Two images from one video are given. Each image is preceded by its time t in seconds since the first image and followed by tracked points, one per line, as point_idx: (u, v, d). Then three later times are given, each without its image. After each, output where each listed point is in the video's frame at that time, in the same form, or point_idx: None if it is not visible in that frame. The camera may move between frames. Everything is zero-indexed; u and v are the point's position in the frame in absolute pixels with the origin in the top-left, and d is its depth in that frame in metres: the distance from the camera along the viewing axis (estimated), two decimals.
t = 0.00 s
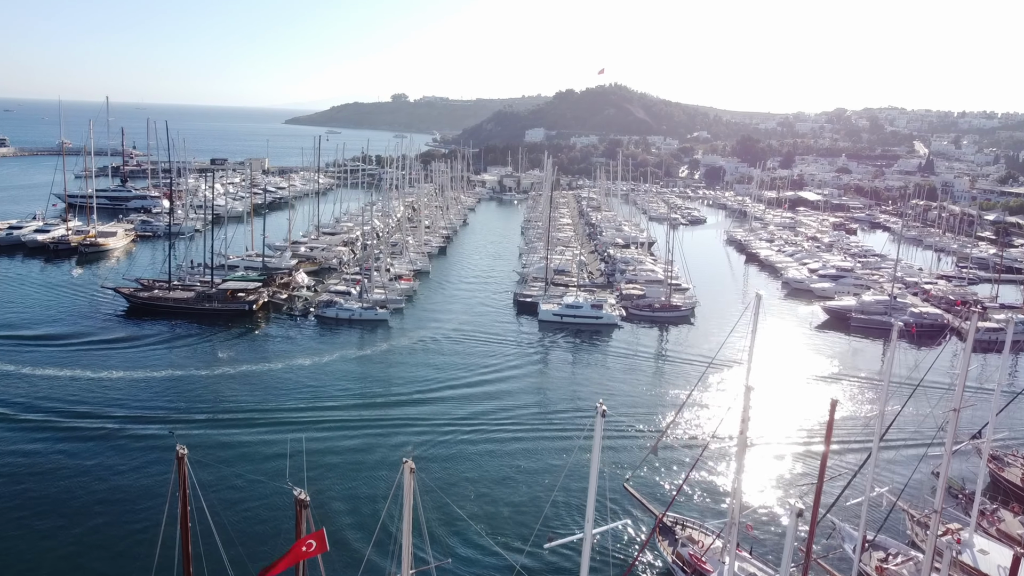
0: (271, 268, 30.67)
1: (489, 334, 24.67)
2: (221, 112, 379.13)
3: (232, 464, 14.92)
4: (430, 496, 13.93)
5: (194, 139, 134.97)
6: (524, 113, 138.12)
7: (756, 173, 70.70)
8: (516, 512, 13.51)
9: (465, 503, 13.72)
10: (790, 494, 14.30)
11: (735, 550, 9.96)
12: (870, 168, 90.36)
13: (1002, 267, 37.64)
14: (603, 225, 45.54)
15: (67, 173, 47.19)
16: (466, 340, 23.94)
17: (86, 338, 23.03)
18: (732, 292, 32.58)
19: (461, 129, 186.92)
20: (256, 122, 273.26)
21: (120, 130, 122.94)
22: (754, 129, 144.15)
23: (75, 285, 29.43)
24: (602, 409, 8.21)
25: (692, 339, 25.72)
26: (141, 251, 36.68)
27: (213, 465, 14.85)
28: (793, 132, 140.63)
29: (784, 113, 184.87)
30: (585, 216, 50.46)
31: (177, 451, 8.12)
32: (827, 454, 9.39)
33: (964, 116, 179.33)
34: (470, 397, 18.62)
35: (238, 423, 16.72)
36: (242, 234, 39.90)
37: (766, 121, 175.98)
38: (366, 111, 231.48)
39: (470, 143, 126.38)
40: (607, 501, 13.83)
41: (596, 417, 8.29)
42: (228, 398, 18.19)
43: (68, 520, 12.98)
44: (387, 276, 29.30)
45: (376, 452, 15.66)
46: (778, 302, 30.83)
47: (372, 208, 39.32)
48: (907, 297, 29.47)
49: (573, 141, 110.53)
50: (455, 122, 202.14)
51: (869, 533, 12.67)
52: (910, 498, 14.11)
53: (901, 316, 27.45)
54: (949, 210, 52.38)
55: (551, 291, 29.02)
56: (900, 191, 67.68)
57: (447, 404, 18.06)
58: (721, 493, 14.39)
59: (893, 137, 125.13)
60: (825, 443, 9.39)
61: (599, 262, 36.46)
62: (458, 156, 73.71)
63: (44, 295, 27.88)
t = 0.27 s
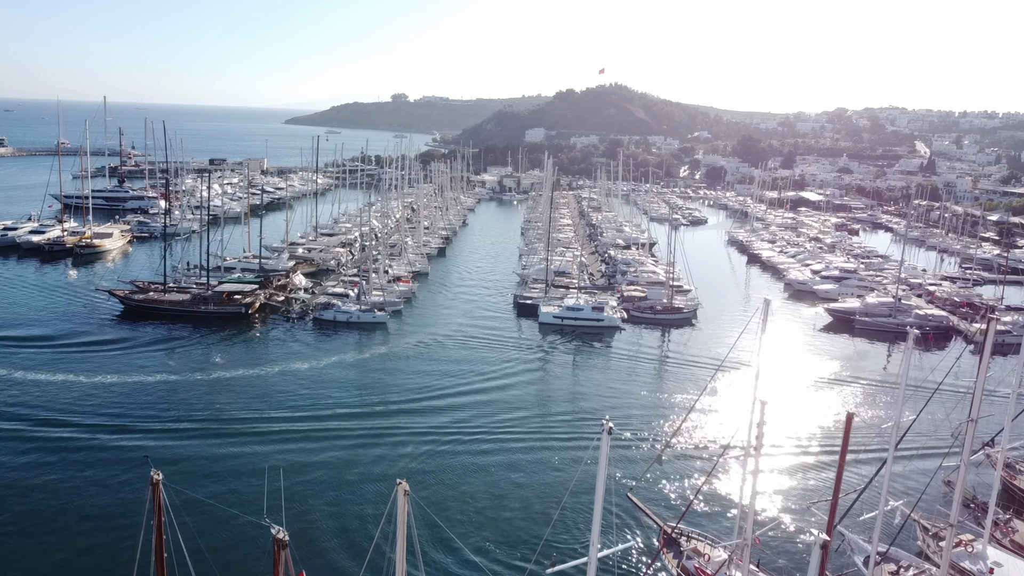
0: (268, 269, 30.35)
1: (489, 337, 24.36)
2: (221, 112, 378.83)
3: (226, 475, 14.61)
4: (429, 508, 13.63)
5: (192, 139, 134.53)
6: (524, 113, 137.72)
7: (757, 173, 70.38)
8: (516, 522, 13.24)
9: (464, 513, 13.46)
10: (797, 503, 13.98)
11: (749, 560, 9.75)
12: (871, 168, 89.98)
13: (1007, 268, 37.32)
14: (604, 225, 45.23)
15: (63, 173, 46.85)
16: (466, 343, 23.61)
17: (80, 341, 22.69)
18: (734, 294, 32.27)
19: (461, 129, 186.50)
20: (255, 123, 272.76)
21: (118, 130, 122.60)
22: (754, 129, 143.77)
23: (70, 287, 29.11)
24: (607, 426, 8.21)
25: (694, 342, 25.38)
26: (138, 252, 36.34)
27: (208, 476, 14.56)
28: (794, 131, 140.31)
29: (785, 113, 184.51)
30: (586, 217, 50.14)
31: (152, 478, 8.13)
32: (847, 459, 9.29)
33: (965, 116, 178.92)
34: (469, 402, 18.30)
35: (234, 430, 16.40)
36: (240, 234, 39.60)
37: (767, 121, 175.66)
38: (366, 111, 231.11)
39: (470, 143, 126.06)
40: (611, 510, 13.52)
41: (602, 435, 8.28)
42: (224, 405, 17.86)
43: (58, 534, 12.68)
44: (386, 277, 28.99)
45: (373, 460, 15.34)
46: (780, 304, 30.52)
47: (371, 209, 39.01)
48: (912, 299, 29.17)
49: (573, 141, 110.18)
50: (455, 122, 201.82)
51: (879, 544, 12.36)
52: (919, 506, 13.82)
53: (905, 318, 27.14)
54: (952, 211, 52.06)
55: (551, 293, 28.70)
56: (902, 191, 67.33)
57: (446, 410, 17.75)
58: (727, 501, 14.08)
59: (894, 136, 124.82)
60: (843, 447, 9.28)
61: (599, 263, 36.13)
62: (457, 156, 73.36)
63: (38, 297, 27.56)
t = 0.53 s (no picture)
0: (265, 271, 30.00)
1: (489, 340, 23.99)
2: (219, 113, 378.43)
3: (220, 484, 14.25)
4: (429, 519, 13.29)
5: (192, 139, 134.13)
6: (524, 113, 137.40)
7: (758, 174, 70.03)
8: (515, 536, 12.88)
9: (464, 527, 13.09)
10: (803, 515, 13.65)
11: None
12: (873, 169, 89.61)
13: (1012, 270, 36.96)
14: (605, 226, 44.89)
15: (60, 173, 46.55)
16: (466, 347, 23.27)
17: (74, 344, 22.30)
18: (736, 296, 31.89)
19: (460, 129, 186.14)
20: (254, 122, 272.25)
21: (117, 131, 122.18)
22: (755, 129, 143.48)
23: (64, 289, 28.75)
24: (615, 449, 7.83)
25: (697, 344, 25.02)
26: (134, 254, 35.95)
27: (201, 485, 14.19)
28: (794, 132, 140.00)
29: (785, 113, 184.23)
30: (587, 218, 49.78)
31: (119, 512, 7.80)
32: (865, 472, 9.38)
33: (966, 116, 178.57)
34: (469, 409, 17.93)
35: (228, 437, 16.04)
36: (237, 235, 39.26)
37: (767, 121, 175.31)
38: (366, 111, 230.81)
39: (470, 144, 125.72)
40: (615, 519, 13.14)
41: (609, 457, 7.88)
42: (218, 411, 17.48)
43: (46, 546, 12.32)
44: (384, 279, 28.65)
45: (371, 469, 14.98)
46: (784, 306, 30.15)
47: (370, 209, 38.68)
48: (917, 301, 28.81)
49: (573, 140, 109.82)
50: (455, 122, 201.48)
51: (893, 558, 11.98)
52: (931, 519, 13.46)
53: (911, 321, 26.77)
54: (956, 212, 51.69)
55: (552, 295, 28.36)
56: (904, 192, 66.96)
57: (444, 417, 17.38)
58: (734, 511, 13.74)
59: (895, 137, 124.50)
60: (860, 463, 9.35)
61: (601, 265, 35.76)
62: (457, 156, 73.07)
63: (33, 299, 27.21)
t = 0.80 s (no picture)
0: (262, 273, 29.61)
1: (489, 344, 23.58)
2: (219, 113, 378.03)
3: (212, 492, 13.87)
4: (429, 531, 12.92)
5: (191, 140, 133.83)
6: (524, 113, 137.02)
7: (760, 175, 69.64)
8: (516, 549, 12.53)
9: (463, 541, 12.73)
10: (812, 529, 13.28)
11: None
12: (875, 169, 89.25)
13: (1017, 271, 36.60)
14: (606, 227, 44.50)
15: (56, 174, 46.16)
16: (465, 350, 22.86)
17: (67, 348, 21.93)
18: (739, 298, 31.50)
19: (460, 129, 185.74)
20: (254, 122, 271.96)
21: (116, 131, 121.96)
22: (755, 129, 143.10)
23: (59, 291, 28.36)
24: (624, 473, 7.45)
25: (700, 347, 24.65)
26: (130, 255, 35.59)
27: (193, 494, 13.80)
28: (795, 132, 139.69)
29: (786, 114, 183.89)
30: (587, 219, 49.43)
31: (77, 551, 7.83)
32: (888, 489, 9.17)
33: (967, 116, 178.16)
34: (468, 415, 17.53)
35: (222, 444, 15.65)
36: (235, 237, 38.88)
37: (768, 121, 174.96)
38: (366, 111, 230.43)
39: (470, 144, 125.43)
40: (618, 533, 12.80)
41: (619, 482, 7.49)
42: (212, 416, 17.10)
43: (32, 557, 11.94)
44: (383, 281, 28.27)
45: (368, 476, 14.60)
46: (788, 309, 29.77)
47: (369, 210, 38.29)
48: (923, 304, 28.43)
49: (573, 140, 109.53)
50: (454, 122, 201.22)
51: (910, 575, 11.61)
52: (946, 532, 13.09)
53: (918, 324, 26.39)
54: (959, 213, 51.33)
55: (553, 298, 27.98)
56: (907, 193, 66.57)
57: (443, 423, 16.99)
58: (741, 523, 13.37)
59: (896, 137, 124.17)
60: (884, 479, 9.13)
61: (602, 267, 35.40)
62: (457, 157, 72.70)
63: (26, 301, 26.82)
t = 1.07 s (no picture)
0: (259, 275, 29.28)
1: (489, 347, 23.24)
2: (219, 112, 377.59)
3: (206, 504, 13.54)
4: (426, 544, 12.62)
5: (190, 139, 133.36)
6: (525, 113, 136.64)
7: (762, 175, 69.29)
8: (514, 562, 12.26)
9: (460, 553, 12.47)
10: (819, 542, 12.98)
11: None
12: (877, 169, 88.89)
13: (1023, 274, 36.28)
14: (607, 228, 44.15)
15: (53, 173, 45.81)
16: (465, 354, 22.51)
17: (59, 351, 21.55)
18: (742, 300, 31.15)
19: (460, 129, 185.29)
20: (254, 122, 271.40)
21: (116, 131, 121.50)
22: (757, 129, 142.71)
23: (53, 292, 28.02)
24: (635, 504, 7.78)
25: (703, 351, 24.29)
26: (126, 256, 35.21)
27: (184, 507, 13.44)
28: (796, 132, 139.32)
29: (786, 114, 183.50)
30: (589, 219, 49.04)
31: None
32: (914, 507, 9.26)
33: (969, 115, 177.68)
34: (467, 423, 17.21)
35: (216, 455, 15.30)
36: (232, 238, 38.54)
37: (769, 120, 174.55)
38: (366, 111, 230.05)
39: (470, 144, 125.04)
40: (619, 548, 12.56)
41: (630, 513, 7.79)
42: (206, 425, 16.71)
43: None
44: (381, 284, 27.92)
45: (364, 489, 14.25)
46: (791, 311, 29.43)
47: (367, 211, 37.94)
48: (929, 307, 28.10)
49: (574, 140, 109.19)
50: (455, 122, 200.84)
51: None
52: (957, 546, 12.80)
53: (924, 327, 26.04)
54: (963, 214, 50.99)
55: (554, 300, 27.64)
56: (910, 193, 66.20)
57: (441, 431, 16.68)
58: (745, 536, 13.08)
59: (898, 137, 123.80)
60: (908, 498, 9.15)
61: (603, 268, 35.03)
62: (457, 156, 72.35)
63: (20, 302, 26.47)
